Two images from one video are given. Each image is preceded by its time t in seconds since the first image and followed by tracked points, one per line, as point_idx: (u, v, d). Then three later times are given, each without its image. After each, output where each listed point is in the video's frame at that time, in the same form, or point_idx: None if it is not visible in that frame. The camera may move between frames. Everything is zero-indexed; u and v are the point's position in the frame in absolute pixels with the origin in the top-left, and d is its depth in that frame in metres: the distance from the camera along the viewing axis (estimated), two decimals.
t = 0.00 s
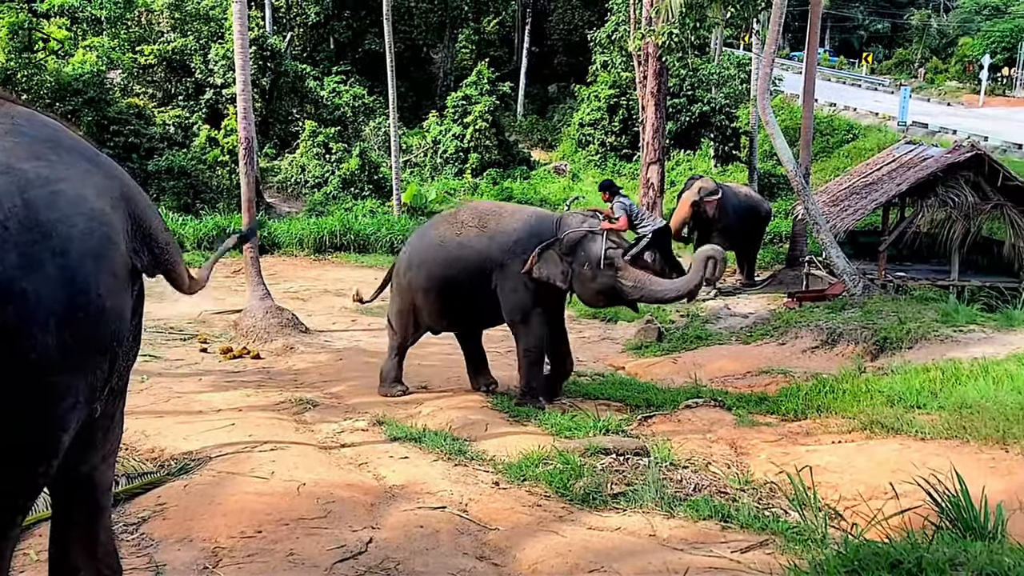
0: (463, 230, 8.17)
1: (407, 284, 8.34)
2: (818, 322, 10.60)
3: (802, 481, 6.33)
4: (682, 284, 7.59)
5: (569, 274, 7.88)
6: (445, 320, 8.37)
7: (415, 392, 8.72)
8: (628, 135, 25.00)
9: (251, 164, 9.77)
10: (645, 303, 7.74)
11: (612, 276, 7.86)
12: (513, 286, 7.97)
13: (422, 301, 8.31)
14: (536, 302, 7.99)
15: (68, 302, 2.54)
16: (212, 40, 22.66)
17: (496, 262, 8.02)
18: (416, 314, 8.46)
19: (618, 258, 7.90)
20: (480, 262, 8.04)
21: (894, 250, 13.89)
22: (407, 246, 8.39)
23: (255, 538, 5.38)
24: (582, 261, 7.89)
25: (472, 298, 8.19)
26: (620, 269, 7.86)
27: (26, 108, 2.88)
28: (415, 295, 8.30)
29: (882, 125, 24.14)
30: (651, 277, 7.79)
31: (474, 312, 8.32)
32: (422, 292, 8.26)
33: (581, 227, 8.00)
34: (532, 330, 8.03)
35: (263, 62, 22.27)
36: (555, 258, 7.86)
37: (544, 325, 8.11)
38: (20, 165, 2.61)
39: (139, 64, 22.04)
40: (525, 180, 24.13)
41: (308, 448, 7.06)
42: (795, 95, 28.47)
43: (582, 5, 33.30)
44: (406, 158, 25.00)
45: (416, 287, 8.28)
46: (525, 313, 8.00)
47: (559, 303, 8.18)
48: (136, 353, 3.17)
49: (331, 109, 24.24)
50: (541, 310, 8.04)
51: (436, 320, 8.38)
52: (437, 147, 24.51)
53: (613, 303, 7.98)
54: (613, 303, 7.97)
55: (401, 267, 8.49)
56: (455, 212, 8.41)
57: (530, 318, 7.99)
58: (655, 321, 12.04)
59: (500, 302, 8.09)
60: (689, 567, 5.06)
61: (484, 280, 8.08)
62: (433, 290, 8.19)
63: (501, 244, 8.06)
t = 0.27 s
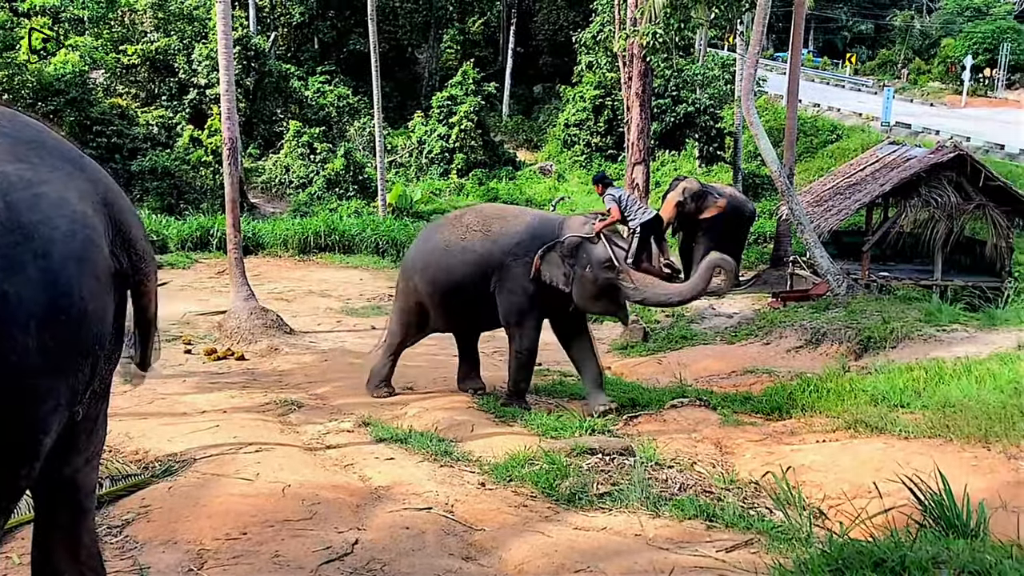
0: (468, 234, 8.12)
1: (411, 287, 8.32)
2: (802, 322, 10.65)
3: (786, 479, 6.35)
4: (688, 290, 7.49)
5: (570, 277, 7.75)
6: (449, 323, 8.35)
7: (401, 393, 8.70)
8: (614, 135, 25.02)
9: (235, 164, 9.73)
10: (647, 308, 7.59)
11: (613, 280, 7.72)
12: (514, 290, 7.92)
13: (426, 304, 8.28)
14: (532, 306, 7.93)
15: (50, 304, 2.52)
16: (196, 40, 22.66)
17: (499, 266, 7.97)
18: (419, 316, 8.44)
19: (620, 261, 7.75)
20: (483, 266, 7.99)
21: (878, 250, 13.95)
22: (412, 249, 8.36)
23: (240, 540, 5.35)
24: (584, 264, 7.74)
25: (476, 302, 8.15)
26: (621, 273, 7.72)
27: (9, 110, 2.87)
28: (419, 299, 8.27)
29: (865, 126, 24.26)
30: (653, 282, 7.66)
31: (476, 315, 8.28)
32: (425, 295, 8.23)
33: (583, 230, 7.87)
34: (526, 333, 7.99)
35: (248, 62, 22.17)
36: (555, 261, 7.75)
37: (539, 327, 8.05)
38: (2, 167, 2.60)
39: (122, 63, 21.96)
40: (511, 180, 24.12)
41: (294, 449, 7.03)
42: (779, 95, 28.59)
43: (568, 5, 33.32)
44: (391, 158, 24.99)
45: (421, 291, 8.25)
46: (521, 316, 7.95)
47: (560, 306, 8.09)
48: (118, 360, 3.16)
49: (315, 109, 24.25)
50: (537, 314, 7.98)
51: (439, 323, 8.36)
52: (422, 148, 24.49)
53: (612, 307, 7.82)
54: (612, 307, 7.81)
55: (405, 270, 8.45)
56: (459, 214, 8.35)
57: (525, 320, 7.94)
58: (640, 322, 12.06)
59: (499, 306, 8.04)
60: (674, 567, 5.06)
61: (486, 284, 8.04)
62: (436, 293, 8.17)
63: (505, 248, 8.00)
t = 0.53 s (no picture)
0: (477, 231, 8.04)
1: (419, 284, 8.24)
2: (787, 322, 10.70)
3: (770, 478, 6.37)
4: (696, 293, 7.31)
5: (573, 279, 7.64)
6: (454, 323, 8.24)
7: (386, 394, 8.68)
8: (599, 136, 25.05)
9: (219, 164, 9.69)
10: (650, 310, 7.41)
11: (615, 282, 7.58)
12: (518, 291, 7.82)
13: (432, 302, 8.18)
14: (531, 308, 7.86)
15: (33, 306, 2.51)
16: (180, 40, 22.59)
17: (506, 266, 7.87)
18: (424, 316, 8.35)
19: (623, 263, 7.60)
20: (490, 265, 7.90)
21: (862, 250, 14.02)
22: (422, 243, 8.30)
23: (224, 542, 5.32)
24: (587, 266, 7.62)
25: (481, 302, 8.04)
26: (624, 275, 7.57)
27: None
28: (425, 297, 8.19)
29: (848, 126, 24.39)
30: (657, 284, 7.49)
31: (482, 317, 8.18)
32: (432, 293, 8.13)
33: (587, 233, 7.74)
34: (521, 336, 7.93)
35: (231, 62, 22.08)
36: (558, 264, 7.67)
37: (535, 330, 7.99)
38: None
39: (105, 64, 21.86)
40: (496, 181, 24.10)
41: (278, 451, 7.00)
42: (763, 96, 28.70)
43: (552, 6, 33.34)
44: (376, 158, 24.96)
45: (427, 287, 8.17)
46: (517, 320, 7.89)
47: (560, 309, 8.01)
48: (99, 365, 3.17)
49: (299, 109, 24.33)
50: (534, 317, 7.90)
51: (444, 322, 8.26)
52: (407, 148, 24.47)
53: (616, 309, 7.68)
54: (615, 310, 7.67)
55: (415, 264, 8.39)
56: (469, 212, 8.29)
57: (521, 324, 7.87)
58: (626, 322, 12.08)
59: (500, 307, 7.95)
60: (659, 566, 5.06)
61: (492, 284, 7.93)
62: (442, 292, 8.07)
63: (512, 247, 7.90)
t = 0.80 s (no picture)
0: (485, 229, 7.96)
1: (432, 281, 8.25)
2: (772, 322, 10.75)
3: (755, 478, 6.38)
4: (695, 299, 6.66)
5: (578, 280, 7.36)
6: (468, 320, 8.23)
7: (373, 395, 8.65)
8: (584, 137, 25.07)
9: (203, 165, 9.64)
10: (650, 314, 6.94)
11: (619, 283, 7.19)
12: (521, 290, 7.72)
13: (443, 299, 8.19)
14: (531, 308, 7.77)
15: (12, 308, 2.70)
16: (164, 40, 22.42)
17: (511, 264, 7.77)
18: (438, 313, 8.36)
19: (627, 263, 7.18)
20: (496, 263, 7.82)
21: (846, 250, 14.07)
22: (435, 239, 8.30)
23: (209, 544, 5.30)
24: (591, 266, 7.29)
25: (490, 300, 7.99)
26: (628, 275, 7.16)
27: None
28: (438, 293, 8.20)
29: (833, 127, 24.50)
30: (660, 287, 6.99)
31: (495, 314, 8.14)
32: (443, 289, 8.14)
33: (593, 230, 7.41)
34: (516, 335, 7.90)
35: (216, 62, 21.97)
36: (563, 263, 7.41)
37: (532, 330, 7.92)
38: None
39: (88, 64, 21.74)
40: (482, 181, 24.07)
41: (263, 453, 6.97)
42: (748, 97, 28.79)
43: (538, 6, 33.35)
44: (361, 159, 24.93)
45: (439, 284, 8.18)
46: (515, 321, 7.84)
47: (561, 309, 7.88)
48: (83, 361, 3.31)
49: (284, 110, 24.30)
50: (530, 316, 7.83)
51: (458, 319, 8.25)
52: (393, 148, 24.43)
53: (621, 311, 7.28)
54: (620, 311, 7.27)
55: (428, 259, 8.41)
56: (481, 210, 8.21)
57: (519, 323, 7.82)
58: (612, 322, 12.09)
59: (500, 306, 7.89)
60: (643, 566, 5.07)
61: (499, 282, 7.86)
62: (452, 289, 8.06)
63: (518, 246, 7.78)
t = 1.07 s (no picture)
0: (487, 230, 8.05)
1: (433, 284, 8.32)
2: (757, 322, 10.79)
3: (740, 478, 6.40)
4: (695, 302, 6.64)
5: (581, 278, 7.30)
6: (471, 322, 8.26)
7: (359, 397, 8.63)
8: (571, 138, 25.05)
9: (188, 166, 9.60)
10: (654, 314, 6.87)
11: (623, 281, 7.17)
12: (530, 290, 7.74)
13: (446, 301, 8.23)
14: (546, 309, 7.71)
15: None
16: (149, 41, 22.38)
17: (514, 262, 7.85)
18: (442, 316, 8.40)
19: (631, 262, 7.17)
20: (499, 262, 7.90)
21: (831, 251, 14.12)
22: (435, 243, 8.38)
23: (194, 547, 5.27)
24: (594, 264, 7.26)
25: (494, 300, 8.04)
26: (630, 273, 7.13)
27: None
28: (439, 296, 8.25)
29: (818, 128, 24.59)
30: (663, 284, 6.94)
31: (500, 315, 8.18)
32: (445, 291, 8.19)
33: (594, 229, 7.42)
34: (538, 337, 7.74)
35: (201, 64, 22.02)
36: (567, 261, 7.36)
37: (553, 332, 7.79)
38: None
39: (71, 65, 21.63)
40: (469, 182, 24.06)
41: (248, 455, 6.95)
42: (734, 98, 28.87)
43: (524, 8, 33.36)
44: (347, 160, 24.86)
45: (441, 287, 8.23)
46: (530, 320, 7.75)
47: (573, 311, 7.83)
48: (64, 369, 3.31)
49: (269, 111, 24.21)
50: (548, 318, 7.73)
51: (461, 321, 8.28)
52: (379, 149, 24.38)
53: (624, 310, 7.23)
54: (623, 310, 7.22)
55: (429, 263, 8.48)
56: (481, 213, 8.33)
57: (536, 324, 7.72)
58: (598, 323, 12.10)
59: (517, 309, 7.85)
60: (628, 566, 5.08)
61: (502, 281, 7.92)
62: (455, 289, 8.12)
63: (520, 244, 7.88)
